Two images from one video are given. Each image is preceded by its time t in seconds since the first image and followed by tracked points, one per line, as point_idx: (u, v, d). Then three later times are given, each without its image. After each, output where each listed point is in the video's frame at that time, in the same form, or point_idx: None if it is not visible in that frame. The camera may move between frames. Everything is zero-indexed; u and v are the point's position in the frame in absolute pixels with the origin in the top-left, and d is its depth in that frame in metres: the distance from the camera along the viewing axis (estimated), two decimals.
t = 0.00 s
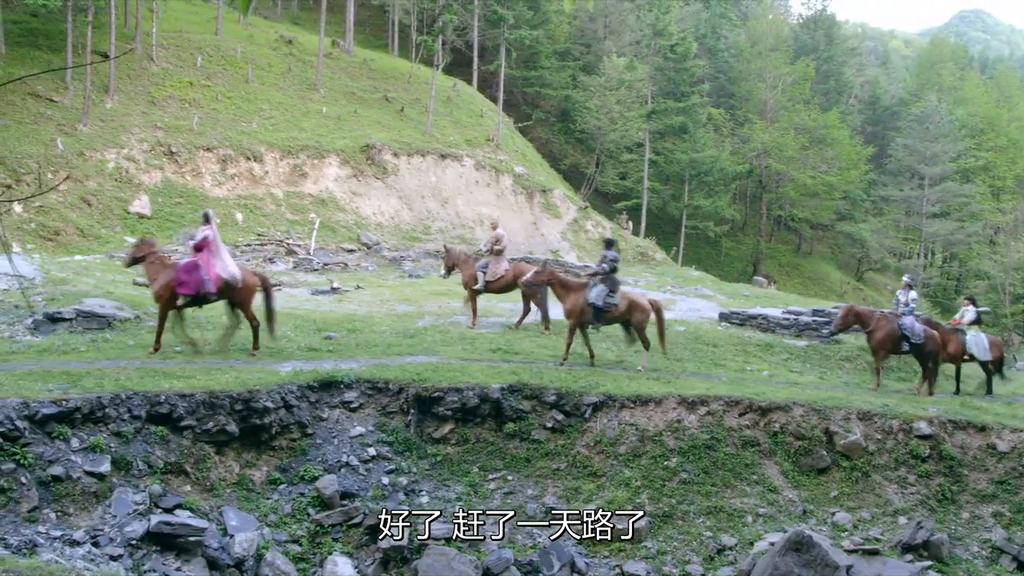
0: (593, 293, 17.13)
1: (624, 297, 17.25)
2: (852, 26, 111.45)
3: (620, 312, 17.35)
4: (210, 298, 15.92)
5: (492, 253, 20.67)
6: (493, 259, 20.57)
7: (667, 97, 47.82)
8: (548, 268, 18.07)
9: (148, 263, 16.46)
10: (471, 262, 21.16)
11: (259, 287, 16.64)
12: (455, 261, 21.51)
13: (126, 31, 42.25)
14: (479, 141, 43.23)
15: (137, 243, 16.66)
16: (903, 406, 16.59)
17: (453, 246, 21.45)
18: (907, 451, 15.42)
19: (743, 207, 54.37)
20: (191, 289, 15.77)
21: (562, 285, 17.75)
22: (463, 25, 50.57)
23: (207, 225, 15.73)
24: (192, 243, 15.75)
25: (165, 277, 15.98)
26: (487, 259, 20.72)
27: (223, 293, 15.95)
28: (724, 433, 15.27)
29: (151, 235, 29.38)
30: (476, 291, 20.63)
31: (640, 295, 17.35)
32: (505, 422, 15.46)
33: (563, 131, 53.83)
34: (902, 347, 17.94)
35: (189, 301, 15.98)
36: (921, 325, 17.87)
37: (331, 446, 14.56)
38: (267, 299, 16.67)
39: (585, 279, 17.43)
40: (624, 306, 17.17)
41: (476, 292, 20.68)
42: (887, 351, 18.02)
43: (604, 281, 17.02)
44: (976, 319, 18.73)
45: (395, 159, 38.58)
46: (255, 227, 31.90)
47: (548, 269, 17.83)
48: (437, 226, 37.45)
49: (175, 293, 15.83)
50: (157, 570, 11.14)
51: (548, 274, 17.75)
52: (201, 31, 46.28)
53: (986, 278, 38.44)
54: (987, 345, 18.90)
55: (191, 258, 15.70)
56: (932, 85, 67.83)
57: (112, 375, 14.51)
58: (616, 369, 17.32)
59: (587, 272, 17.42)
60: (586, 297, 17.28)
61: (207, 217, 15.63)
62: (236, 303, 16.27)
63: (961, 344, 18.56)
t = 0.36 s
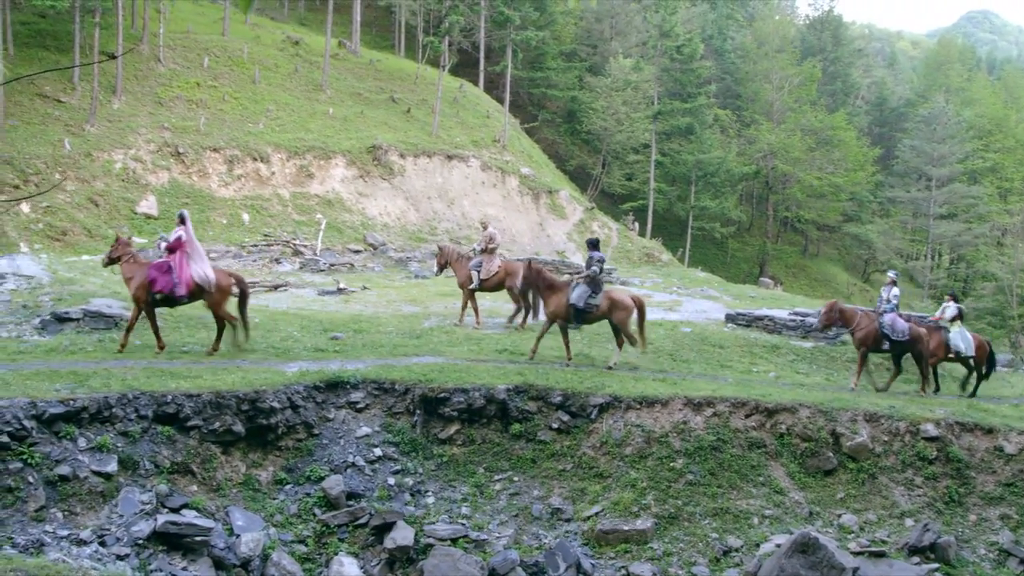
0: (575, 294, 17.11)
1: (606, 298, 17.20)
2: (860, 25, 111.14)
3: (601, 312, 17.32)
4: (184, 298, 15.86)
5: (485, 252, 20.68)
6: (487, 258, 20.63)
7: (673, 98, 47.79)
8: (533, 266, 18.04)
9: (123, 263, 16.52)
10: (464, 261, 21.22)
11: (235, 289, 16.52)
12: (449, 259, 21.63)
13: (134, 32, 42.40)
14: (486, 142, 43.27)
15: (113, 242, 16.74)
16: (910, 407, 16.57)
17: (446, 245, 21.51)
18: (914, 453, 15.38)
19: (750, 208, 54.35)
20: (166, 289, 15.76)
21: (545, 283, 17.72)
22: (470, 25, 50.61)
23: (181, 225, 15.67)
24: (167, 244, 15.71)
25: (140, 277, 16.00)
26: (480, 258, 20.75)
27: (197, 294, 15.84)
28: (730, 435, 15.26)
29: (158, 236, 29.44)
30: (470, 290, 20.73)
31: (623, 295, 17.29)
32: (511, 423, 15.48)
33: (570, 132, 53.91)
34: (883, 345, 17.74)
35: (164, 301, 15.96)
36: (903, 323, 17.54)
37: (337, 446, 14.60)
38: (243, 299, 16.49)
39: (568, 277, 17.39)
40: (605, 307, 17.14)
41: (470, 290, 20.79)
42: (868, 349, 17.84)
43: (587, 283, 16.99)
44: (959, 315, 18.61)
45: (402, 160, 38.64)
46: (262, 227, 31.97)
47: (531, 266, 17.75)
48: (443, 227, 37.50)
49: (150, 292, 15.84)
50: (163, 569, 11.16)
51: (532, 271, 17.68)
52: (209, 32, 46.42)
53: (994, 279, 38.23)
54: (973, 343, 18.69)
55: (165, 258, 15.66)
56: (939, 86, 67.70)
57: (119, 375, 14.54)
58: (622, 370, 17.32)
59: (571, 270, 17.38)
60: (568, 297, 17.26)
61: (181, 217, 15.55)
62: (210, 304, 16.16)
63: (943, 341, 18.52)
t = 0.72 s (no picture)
0: (567, 289, 17.10)
1: (597, 294, 17.11)
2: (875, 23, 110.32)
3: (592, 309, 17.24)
4: (168, 296, 15.84)
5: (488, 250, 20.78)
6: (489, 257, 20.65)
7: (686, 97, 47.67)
8: (529, 259, 18.07)
9: (111, 261, 16.59)
10: (468, 261, 21.40)
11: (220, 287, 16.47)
12: (452, 259, 21.73)
13: (150, 32, 42.61)
14: (499, 141, 43.28)
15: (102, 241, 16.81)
16: (925, 408, 16.47)
17: (449, 245, 21.65)
18: (930, 454, 15.29)
19: (763, 208, 54.17)
20: (149, 287, 15.75)
21: (539, 277, 17.77)
22: (483, 25, 50.61)
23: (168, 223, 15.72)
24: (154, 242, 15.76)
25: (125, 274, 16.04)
26: (483, 256, 20.83)
27: (180, 292, 15.80)
28: (744, 435, 15.21)
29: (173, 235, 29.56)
30: (473, 288, 20.78)
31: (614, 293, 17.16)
32: (524, 423, 15.47)
33: (583, 131, 53.90)
34: (870, 344, 17.82)
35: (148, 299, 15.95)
36: (893, 322, 17.55)
37: (350, 445, 14.64)
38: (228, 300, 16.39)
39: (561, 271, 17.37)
40: (595, 303, 17.04)
41: (473, 289, 20.84)
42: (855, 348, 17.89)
43: (580, 279, 17.00)
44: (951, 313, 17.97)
45: (415, 159, 38.70)
46: (276, 227, 32.07)
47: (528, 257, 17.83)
48: (456, 226, 37.53)
49: (134, 290, 15.85)
50: (178, 567, 11.23)
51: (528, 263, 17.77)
52: (223, 32, 46.61)
53: (1011, 279, 37.90)
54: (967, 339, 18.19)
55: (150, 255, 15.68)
56: (956, 84, 67.26)
57: (134, 374, 14.59)
58: (635, 369, 17.28)
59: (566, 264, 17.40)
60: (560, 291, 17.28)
61: (169, 216, 15.60)
62: (194, 302, 16.10)
63: (934, 338, 18.07)
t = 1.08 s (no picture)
0: (555, 285, 17.03)
1: (585, 291, 16.99)
2: (890, 21, 109.61)
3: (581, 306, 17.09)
4: (155, 293, 15.84)
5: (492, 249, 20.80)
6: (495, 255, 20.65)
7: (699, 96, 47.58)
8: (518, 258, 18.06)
9: (96, 261, 16.54)
10: (472, 260, 21.38)
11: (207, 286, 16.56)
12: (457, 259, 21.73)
13: (163, 32, 42.79)
14: (511, 141, 43.30)
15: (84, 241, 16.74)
16: (939, 409, 16.39)
17: (452, 244, 21.66)
18: (943, 455, 15.21)
19: (776, 207, 54.03)
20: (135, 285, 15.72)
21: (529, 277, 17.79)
22: (495, 24, 50.62)
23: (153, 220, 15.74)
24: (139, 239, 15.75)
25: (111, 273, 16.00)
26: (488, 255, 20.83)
27: (168, 289, 15.83)
28: (756, 435, 15.16)
29: (186, 234, 29.67)
30: (478, 287, 20.75)
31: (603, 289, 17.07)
32: (536, 422, 15.47)
33: (595, 130, 53.89)
34: (853, 340, 17.40)
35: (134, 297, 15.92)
36: (877, 317, 17.07)
37: (362, 444, 14.67)
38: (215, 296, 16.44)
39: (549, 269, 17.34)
40: (584, 300, 16.93)
41: (478, 288, 20.82)
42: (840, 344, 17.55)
43: (568, 274, 16.94)
44: (944, 309, 17.98)
45: (427, 159, 38.74)
46: (288, 226, 32.15)
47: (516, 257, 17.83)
48: (468, 226, 37.57)
49: (120, 288, 15.81)
50: (191, 565, 11.26)
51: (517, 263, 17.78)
52: (236, 32, 46.73)
53: None
54: (958, 336, 18.20)
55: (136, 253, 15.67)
56: (970, 83, 66.95)
57: (147, 372, 14.64)
58: (647, 369, 17.25)
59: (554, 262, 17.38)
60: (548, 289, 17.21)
61: (153, 212, 15.61)
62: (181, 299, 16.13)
63: (926, 335, 17.98)
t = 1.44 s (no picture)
0: (540, 284, 17.16)
1: (570, 288, 17.10)
2: (904, 20, 109.44)
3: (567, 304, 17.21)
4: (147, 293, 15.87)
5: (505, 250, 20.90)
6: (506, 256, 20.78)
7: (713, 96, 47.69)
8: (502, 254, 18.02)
9: (86, 260, 16.57)
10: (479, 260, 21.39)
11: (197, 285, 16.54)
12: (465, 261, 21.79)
13: (177, 32, 42.98)
14: (524, 140, 43.33)
15: (72, 239, 16.71)
16: (954, 410, 16.31)
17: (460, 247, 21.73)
18: (958, 456, 15.14)
19: (789, 207, 53.95)
20: (126, 285, 15.78)
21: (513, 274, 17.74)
22: (507, 24, 50.62)
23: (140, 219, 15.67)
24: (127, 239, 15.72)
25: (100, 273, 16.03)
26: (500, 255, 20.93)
27: (158, 288, 15.84)
28: (770, 435, 15.12)
29: (200, 234, 29.79)
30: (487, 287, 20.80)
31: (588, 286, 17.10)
32: (548, 422, 15.46)
33: (608, 130, 53.87)
34: (838, 338, 17.21)
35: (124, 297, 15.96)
36: (859, 315, 16.87)
37: (375, 443, 14.69)
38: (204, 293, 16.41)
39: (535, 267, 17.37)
40: (569, 298, 17.03)
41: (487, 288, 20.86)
42: (824, 341, 17.40)
43: (552, 273, 17.12)
44: (933, 307, 18.12)
45: (440, 159, 38.80)
46: (301, 226, 32.25)
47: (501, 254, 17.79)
48: (481, 225, 37.62)
49: (111, 289, 15.87)
50: (204, 563, 11.32)
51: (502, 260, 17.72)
52: (249, 32, 46.89)
53: None
54: (950, 334, 18.29)
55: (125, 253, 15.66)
56: (985, 82, 66.68)
57: (161, 371, 14.70)
58: (660, 369, 17.23)
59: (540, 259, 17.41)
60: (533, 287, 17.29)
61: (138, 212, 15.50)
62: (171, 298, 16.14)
63: (914, 332, 18.27)
